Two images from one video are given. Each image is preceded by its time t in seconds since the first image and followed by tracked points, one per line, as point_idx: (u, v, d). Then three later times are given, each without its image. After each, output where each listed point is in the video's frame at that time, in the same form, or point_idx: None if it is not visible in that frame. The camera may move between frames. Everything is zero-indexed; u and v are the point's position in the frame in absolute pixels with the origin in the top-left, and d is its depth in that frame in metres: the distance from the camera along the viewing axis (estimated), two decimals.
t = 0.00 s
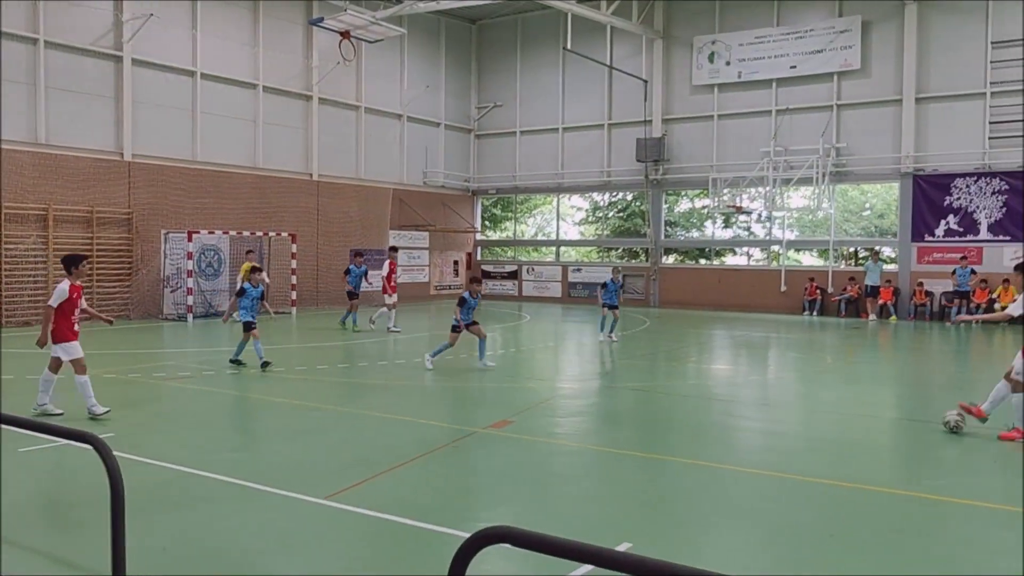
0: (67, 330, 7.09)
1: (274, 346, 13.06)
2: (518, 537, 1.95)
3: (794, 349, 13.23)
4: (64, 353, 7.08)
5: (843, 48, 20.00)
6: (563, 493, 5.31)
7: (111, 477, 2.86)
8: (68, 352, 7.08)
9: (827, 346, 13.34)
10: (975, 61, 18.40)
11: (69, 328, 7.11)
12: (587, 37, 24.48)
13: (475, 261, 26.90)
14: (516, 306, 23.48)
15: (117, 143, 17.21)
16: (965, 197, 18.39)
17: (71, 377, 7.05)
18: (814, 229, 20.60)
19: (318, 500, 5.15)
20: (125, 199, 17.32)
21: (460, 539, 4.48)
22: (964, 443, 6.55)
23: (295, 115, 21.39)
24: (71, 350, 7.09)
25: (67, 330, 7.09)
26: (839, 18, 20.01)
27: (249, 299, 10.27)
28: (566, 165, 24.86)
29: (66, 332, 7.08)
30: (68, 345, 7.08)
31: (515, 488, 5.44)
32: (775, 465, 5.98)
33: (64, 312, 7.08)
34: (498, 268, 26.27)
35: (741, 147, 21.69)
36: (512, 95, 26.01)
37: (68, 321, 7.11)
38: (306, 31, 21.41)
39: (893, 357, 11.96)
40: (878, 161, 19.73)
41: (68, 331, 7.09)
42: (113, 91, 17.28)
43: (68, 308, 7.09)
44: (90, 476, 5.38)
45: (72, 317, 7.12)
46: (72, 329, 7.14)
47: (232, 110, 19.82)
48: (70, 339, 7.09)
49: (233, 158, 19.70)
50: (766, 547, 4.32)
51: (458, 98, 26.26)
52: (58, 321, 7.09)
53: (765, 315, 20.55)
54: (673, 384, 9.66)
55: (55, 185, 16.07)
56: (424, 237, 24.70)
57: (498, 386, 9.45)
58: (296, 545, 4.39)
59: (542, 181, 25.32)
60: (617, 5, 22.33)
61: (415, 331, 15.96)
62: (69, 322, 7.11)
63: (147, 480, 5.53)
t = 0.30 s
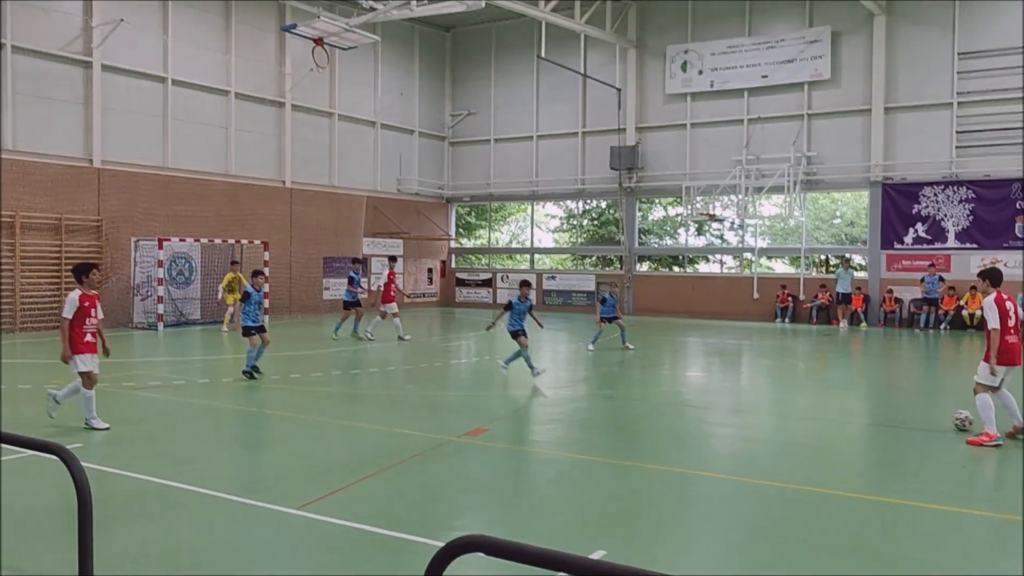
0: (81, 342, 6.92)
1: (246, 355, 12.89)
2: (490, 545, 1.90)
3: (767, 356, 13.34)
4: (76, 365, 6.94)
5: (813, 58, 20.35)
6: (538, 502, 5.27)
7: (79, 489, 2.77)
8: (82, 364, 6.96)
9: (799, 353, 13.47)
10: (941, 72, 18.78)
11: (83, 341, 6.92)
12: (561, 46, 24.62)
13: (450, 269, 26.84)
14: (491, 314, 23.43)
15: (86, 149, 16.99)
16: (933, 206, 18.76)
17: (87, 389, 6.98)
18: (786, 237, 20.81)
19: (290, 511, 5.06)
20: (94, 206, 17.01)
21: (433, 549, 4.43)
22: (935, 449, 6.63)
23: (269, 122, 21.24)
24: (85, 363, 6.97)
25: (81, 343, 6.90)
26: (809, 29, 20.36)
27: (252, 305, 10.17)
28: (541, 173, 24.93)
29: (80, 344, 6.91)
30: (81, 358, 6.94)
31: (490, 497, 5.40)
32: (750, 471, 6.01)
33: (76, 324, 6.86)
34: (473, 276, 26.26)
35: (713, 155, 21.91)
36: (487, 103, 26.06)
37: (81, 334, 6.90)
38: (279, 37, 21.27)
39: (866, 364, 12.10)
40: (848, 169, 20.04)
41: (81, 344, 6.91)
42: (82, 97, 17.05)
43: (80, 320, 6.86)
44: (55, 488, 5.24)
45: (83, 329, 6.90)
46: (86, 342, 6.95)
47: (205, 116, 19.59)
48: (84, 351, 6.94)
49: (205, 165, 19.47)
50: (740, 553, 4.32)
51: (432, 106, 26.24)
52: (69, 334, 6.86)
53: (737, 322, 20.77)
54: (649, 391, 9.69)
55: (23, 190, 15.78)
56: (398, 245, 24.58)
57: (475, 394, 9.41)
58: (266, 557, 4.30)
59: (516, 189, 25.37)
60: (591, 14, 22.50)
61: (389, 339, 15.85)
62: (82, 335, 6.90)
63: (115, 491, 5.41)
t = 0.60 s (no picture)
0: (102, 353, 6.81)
1: (229, 362, 12.77)
2: (476, 552, 1.87)
3: (750, 362, 13.40)
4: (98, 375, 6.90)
5: (795, 67, 20.54)
6: (522, 509, 5.25)
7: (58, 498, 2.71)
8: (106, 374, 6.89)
9: (782, 360, 13.54)
10: (920, 81, 19.03)
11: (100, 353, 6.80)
12: (545, 53, 24.71)
13: (434, 275, 26.80)
14: (475, 321, 23.41)
15: (66, 155, 16.82)
16: (914, 214, 18.97)
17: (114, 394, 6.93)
18: (768, 244, 20.94)
19: (274, 519, 5.01)
20: (75, 213, 16.84)
21: (418, 557, 4.40)
22: (916, 455, 6.67)
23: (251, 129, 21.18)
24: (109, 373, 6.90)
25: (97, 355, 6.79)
26: (791, 38, 20.56)
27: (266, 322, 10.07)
28: (525, 180, 24.98)
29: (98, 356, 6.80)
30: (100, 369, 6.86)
31: (475, 503, 5.37)
32: (734, 477, 6.02)
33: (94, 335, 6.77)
34: (457, 283, 26.24)
35: (696, 163, 22.05)
36: (470, 110, 26.08)
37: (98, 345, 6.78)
38: (262, 44, 21.19)
39: (848, 371, 12.19)
40: (830, 177, 20.22)
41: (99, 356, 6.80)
42: (63, 103, 16.89)
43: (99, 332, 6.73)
44: (34, 497, 5.16)
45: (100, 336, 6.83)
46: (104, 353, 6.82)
47: (188, 123, 19.47)
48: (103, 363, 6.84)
49: (187, 172, 19.34)
50: (726, 559, 4.32)
51: (416, 113, 26.24)
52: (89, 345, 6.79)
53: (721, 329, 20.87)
54: (634, 398, 9.70)
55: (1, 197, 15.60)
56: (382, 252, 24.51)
57: (459, 401, 9.37)
58: (247, 566, 4.25)
59: (500, 196, 25.41)
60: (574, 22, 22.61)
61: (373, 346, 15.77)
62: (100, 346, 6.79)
63: (95, 500, 5.33)
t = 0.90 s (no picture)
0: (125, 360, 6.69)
1: (205, 368, 12.61)
2: (455, 555, 1.84)
3: (727, 364, 13.49)
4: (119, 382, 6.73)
5: (770, 71, 20.76)
6: (501, 512, 5.23)
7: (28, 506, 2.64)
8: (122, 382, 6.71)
9: (759, 362, 13.66)
10: (892, 85, 19.31)
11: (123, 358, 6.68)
12: (522, 57, 24.74)
13: (412, 279, 26.73)
14: (453, 325, 23.35)
15: (37, 159, 16.55)
16: (887, 216, 19.23)
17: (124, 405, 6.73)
18: (744, 246, 21.12)
19: (249, 526, 4.94)
20: (46, 218, 16.58)
21: (395, 561, 4.36)
22: (890, 454, 6.76)
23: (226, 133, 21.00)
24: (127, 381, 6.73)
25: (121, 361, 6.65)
26: (765, 42, 20.78)
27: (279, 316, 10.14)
28: (502, 183, 24.98)
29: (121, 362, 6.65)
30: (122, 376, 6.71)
31: (454, 507, 5.34)
32: (712, 478, 6.05)
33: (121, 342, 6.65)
34: (435, 287, 26.18)
35: (672, 166, 22.19)
36: (448, 113, 26.05)
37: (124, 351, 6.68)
38: (237, 47, 21.02)
39: (823, 371, 12.33)
40: (804, 180, 20.45)
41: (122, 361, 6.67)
42: (34, 107, 16.61)
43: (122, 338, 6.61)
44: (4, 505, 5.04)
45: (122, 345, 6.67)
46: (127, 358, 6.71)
47: (162, 127, 19.24)
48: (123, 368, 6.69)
49: (162, 176, 19.12)
50: (704, 559, 4.34)
51: (393, 117, 26.15)
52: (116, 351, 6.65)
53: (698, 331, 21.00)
54: (613, 400, 9.73)
55: None
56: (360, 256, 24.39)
57: (439, 405, 9.32)
58: (222, 572, 4.18)
59: (478, 200, 25.38)
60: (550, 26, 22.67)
61: (351, 350, 15.66)
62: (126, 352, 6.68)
63: (66, 508, 5.22)
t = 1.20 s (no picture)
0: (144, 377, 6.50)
1: (175, 377, 12.36)
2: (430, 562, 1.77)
3: (702, 367, 13.54)
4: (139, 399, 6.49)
5: (740, 76, 20.97)
6: (477, 519, 5.16)
7: None
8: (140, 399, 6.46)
9: (733, 365, 13.75)
10: (860, 91, 19.61)
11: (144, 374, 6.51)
12: (494, 63, 24.75)
13: (386, 286, 26.56)
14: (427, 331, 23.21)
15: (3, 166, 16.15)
16: (857, 219, 19.50)
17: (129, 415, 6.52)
18: (716, 250, 21.25)
19: (219, 538, 4.82)
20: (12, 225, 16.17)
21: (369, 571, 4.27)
22: (864, 455, 6.80)
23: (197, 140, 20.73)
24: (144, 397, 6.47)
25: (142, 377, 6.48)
26: (736, 48, 20.99)
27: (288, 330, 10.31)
28: (476, 189, 24.94)
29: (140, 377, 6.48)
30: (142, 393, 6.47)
31: (430, 515, 5.26)
32: (689, 481, 6.04)
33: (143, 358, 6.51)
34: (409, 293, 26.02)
35: (645, 171, 22.31)
36: (420, 119, 25.97)
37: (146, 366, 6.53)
38: (207, 52, 20.73)
39: (796, 374, 12.40)
40: (775, 184, 20.67)
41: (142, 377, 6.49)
42: None
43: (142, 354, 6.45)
44: None
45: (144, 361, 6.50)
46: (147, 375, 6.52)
47: (129, 133, 18.89)
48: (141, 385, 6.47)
49: (131, 184, 18.77)
50: (682, 563, 4.31)
51: (366, 123, 26.00)
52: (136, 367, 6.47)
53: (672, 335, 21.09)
54: (589, 405, 9.70)
55: None
56: (333, 263, 24.16)
57: (414, 412, 9.24)
58: None
59: (451, 206, 25.31)
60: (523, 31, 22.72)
61: (324, 358, 15.47)
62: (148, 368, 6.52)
63: (31, 522, 5.05)
